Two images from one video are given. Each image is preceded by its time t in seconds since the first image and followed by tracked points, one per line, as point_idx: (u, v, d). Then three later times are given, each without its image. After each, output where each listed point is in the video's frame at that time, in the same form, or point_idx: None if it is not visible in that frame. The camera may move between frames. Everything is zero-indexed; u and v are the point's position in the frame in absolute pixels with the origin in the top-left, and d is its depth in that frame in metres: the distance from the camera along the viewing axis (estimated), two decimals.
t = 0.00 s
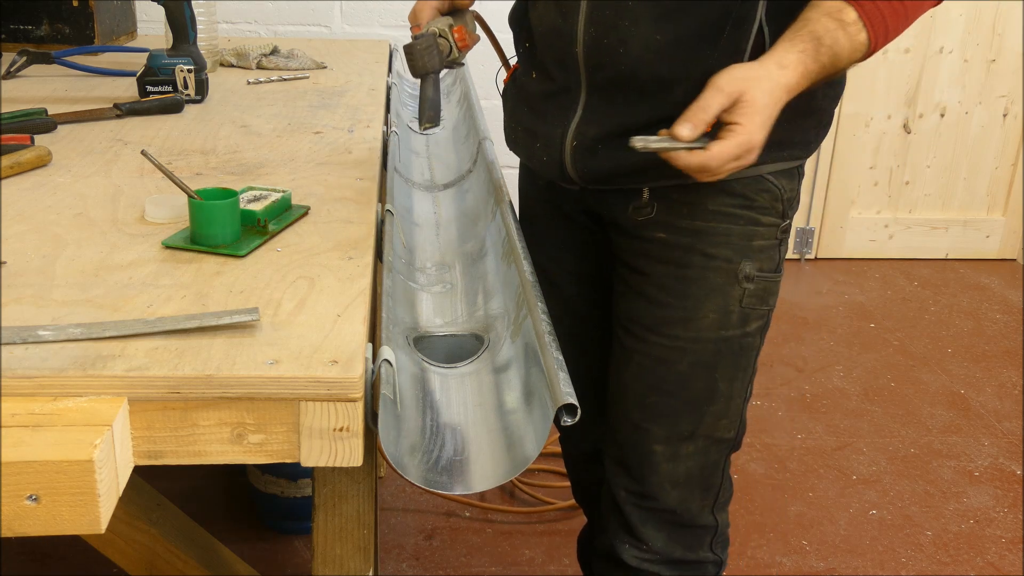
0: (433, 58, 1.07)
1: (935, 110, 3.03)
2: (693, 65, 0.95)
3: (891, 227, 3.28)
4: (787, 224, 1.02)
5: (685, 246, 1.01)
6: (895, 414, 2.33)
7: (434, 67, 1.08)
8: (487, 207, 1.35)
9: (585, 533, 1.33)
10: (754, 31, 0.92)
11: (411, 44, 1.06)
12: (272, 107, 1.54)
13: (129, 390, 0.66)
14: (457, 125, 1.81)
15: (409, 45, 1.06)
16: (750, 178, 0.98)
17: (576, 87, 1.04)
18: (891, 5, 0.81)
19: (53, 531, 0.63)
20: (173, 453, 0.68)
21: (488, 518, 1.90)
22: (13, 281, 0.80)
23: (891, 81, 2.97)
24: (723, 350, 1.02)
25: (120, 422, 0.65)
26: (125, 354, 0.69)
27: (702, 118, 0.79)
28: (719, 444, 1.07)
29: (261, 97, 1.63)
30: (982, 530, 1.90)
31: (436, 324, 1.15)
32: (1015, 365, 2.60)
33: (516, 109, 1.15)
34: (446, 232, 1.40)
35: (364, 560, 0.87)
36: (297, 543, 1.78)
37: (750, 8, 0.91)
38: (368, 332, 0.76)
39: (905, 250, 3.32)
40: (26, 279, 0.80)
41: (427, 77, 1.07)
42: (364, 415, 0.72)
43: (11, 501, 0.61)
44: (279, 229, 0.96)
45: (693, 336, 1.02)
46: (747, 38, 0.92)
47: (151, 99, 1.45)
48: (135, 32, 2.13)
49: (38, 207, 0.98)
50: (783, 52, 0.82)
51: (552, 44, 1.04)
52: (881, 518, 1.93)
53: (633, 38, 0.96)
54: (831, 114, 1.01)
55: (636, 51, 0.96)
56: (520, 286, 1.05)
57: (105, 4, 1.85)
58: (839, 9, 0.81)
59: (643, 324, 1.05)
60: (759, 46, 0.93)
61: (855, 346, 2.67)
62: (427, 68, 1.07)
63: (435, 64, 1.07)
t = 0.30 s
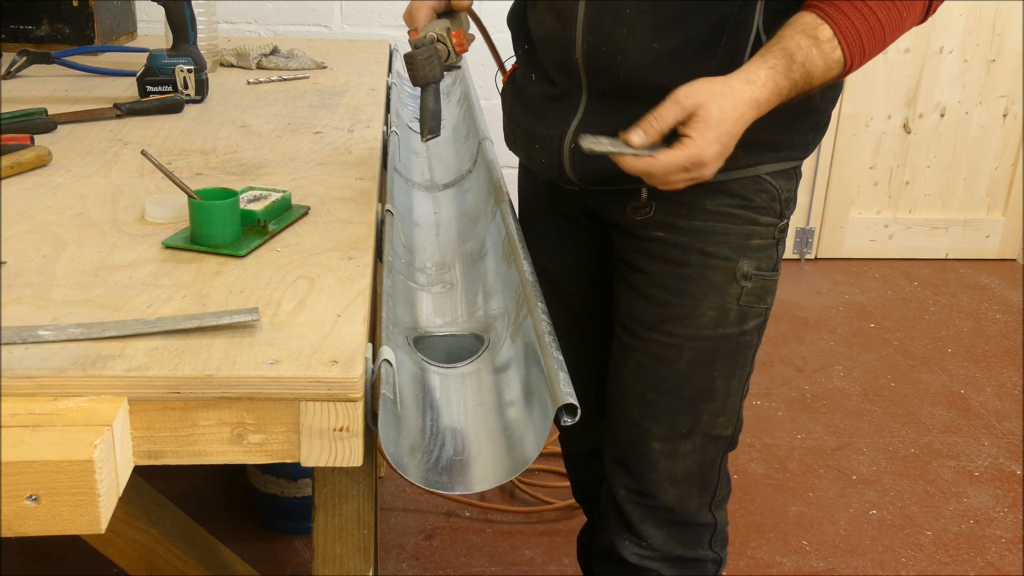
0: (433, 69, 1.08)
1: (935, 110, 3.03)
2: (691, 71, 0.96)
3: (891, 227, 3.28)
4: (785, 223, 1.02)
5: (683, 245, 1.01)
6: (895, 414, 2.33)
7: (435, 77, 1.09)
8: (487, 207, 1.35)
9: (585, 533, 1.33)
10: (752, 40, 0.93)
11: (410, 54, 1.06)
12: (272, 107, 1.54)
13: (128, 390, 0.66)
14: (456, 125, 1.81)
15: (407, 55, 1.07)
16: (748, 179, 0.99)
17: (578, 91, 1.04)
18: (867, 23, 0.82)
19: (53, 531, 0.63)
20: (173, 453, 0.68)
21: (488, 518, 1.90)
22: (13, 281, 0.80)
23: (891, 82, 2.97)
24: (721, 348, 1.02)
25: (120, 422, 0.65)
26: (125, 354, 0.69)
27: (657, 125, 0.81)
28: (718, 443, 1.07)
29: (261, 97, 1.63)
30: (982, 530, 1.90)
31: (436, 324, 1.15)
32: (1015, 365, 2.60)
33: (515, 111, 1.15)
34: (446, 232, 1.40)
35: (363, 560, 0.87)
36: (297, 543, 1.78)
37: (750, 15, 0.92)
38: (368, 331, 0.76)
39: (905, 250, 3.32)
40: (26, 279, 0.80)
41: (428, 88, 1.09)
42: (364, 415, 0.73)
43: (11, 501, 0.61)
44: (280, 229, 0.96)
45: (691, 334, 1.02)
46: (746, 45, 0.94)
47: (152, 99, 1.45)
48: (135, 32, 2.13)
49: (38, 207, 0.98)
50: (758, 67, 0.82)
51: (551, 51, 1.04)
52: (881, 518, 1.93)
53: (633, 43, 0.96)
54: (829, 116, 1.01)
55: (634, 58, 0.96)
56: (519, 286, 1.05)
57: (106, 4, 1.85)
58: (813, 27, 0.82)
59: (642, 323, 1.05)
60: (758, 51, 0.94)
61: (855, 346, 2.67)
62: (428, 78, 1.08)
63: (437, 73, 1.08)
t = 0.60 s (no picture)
0: (427, 73, 1.07)
1: (935, 110, 3.03)
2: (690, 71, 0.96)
3: (891, 227, 3.28)
4: (782, 222, 1.01)
5: (678, 245, 1.00)
6: (895, 414, 2.33)
7: (430, 82, 1.07)
8: (487, 207, 1.35)
9: (587, 530, 1.33)
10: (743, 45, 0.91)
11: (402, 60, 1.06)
12: (272, 107, 1.54)
13: (128, 391, 0.66)
14: (457, 125, 1.81)
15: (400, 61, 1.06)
16: (742, 180, 0.98)
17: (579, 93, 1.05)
18: (829, 33, 0.76)
19: (53, 531, 0.63)
20: (174, 453, 0.68)
21: (488, 518, 1.89)
22: (13, 281, 0.80)
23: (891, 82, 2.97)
24: (719, 347, 1.02)
25: (120, 422, 0.65)
26: (124, 354, 0.69)
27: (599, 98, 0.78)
28: (719, 439, 1.07)
29: (261, 97, 1.63)
30: (982, 530, 1.90)
31: (436, 324, 1.15)
32: (1015, 365, 2.60)
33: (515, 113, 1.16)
34: (446, 232, 1.40)
35: (364, 559, 0.87)
36: (297, 543, 1.78)
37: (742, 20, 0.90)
38: (368, 332, 0.76)
39: (905, 250, 3.32)
40: (26, 279, 0.80)
41: (422, 92, 1.08)
42: (364, 416, 0.72)
43: (11, 501, 0.61)
44: (279, 228, 0.96)
45: (689, 334, 1.02)
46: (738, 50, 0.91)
47: (151, 99, 1.45)
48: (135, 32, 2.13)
49: (37, 207, 0.98)
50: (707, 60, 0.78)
51: (548, 57, 1.04)
52: (881, 518, 1.93)
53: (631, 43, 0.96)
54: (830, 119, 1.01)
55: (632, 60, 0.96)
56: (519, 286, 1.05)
57: (106, 4, 1.85)
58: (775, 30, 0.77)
59: (641, 322, 1.05)
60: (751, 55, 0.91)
61: (855, 346, 2.67)
62: (423, 83, 1.07)
63: (430, 78, 1.07)
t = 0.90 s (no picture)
0: (425, 81, 1.07)
1: (935, 110, 3.02)
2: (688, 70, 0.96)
3: (891, 227, 3.28)
4: (776, 225, 1.00)
5: (673, 248, 1.00)
6: (895, 414, 2.33)
7: (428, 89, 1.07)
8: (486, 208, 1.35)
9: (586, 530, 1.33)
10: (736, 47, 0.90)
11: (400, 67, 1.06)
12: (272, 107, 1.54)
13: (129, 390, 0.66)
14: (457, 125, 1.81)
15: (398, 68, 1.06)
16: (735, 182, 0.97)
17: (576, 96, 1.06)
18: (692, 99, 0.71)
19: (53, 531, 0.63)
20: (174, 453, 0.68)
21: (488, 518, 1.90)
22: (13, 281, 0.80)
23: (891, 82, 2.97)
24: (713, 349, 1.02)
25: (120, 422, 0.65)
26: (125, 354, 0.69)
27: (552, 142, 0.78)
28: (716, 441, 1.07)
29: (261, 97, 1.63)
30: (982, 530, 1.90)
31: (435, 324, 1.15)
32: (1015, 365, 2.60)
33: (516, 114, 1.16)
34: (446, 232, 1.40)
35: (364, 560, 0.87)
36: (297, 543, 1.78)
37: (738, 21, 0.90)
38: (368, 332, 0.76)
39: (905, 250, 3.32)
40: (26, 279, 0.80)
41: (421, 100, 1.07)
42: (364, 415, 0.72)
43: (11, 501, 0.61)
44: (279, 229, 0.96)
45: (684, 335, 1.02)
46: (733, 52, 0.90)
47: (151, 99, 1.45)
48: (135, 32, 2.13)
49: (37, 207, 0.98)
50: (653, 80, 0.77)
51: (546, 58, 1.04)
52: (881, 518, 1.93)
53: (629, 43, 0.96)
54: (829, 120, 1.01)
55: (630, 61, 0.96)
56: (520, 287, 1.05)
57: (106, 4, 1.85)
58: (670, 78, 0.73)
59: (636, 323, 1.05)
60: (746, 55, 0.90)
61: (855, 346, 2.67)
62: (421, 90, 1.07)
63: (428, 86, 1.07)
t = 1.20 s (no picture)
0: (428, 85, 1.06)
1: (935, 110, 3.02)
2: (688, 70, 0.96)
3: (891, 227, 3.28)
4: (775, 226, 1.00)
5: (670, 248, 1.00)
6: (895, 414, 2.33)
7: (432, 93, 1.07)
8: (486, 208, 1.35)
9: (586, 530, 1.33)
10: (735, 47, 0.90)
11: (403, 71, 1.05)
12: (272, 107, 1.54)
13: (129, 390, 0.66)
14: (456, 125, 1.81)
15: (400, 72, 1.06)
16: (733, 182, 0.97)
17: (575, 96, 1.06)
18: (659, 109, 0.80)
19: (53, 531, 0.63)
20: (173, 453, 0.68)
21: (488, 518, 1.90)
22: (13, 281, 0.80)
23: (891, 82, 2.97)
24: (711, 350, 1.02)
25: (120, 421, 0.65)
26: (125, 354, 0.69)
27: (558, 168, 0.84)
28: (713, 443, 1.07)
29: (261, 97, 1.63)
30: (982, 530, 1.90)
31: (436, 324, 1.16)
32: (1015, 365, 2.60)
33: (516, 114, 1.16)
34: (445, 232, 1.40)
35: (364, 560, 0.87)
36: (297, 543, 1.78)
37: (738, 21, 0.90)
38: (368, 332, 0.76)
39: (905, 250, 3.32)
40: (26, 279, 0.80)
41: (423, 103, 1.07)
42: (364, 415, 0.73)
43: (11, 501, 0.61)
44: (279, 229, 0.96)
45: (682, 336, 1.02)
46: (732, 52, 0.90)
47: (151, 99, 1.45)
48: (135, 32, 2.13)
49: (37, 207, 0.98)
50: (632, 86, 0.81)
51: (546, 58, 1.04)
52: (881, 518, 1.93)
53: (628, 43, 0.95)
54: (829, 120, 1.01)
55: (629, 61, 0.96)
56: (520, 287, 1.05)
57: (106, 4, 1.85)
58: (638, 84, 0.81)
59: (634, 323, 1.05)
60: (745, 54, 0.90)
61: (855, 346, 2.67)
62: (425, 94, 1.06)
63: (431, 90, 1.06)
